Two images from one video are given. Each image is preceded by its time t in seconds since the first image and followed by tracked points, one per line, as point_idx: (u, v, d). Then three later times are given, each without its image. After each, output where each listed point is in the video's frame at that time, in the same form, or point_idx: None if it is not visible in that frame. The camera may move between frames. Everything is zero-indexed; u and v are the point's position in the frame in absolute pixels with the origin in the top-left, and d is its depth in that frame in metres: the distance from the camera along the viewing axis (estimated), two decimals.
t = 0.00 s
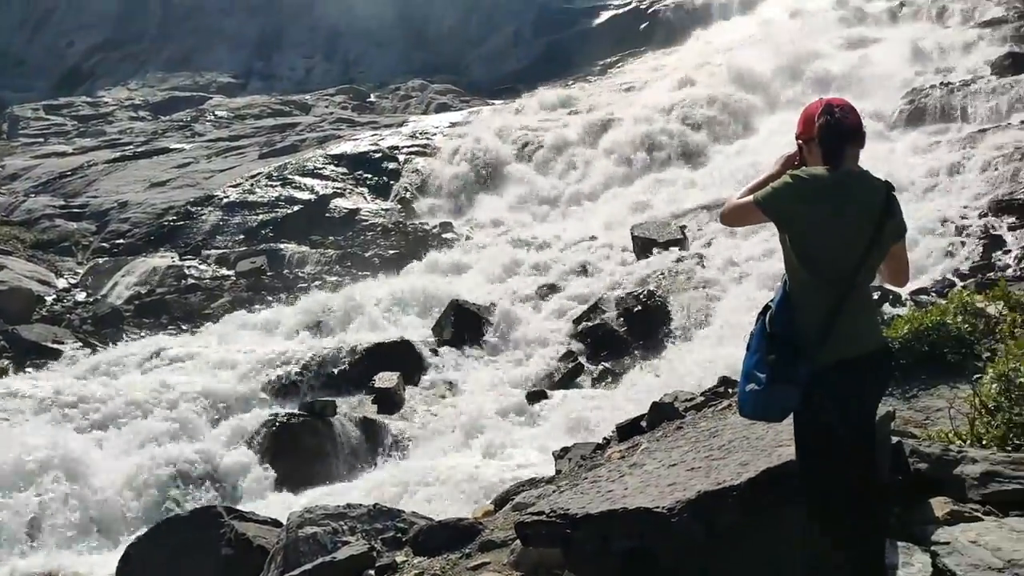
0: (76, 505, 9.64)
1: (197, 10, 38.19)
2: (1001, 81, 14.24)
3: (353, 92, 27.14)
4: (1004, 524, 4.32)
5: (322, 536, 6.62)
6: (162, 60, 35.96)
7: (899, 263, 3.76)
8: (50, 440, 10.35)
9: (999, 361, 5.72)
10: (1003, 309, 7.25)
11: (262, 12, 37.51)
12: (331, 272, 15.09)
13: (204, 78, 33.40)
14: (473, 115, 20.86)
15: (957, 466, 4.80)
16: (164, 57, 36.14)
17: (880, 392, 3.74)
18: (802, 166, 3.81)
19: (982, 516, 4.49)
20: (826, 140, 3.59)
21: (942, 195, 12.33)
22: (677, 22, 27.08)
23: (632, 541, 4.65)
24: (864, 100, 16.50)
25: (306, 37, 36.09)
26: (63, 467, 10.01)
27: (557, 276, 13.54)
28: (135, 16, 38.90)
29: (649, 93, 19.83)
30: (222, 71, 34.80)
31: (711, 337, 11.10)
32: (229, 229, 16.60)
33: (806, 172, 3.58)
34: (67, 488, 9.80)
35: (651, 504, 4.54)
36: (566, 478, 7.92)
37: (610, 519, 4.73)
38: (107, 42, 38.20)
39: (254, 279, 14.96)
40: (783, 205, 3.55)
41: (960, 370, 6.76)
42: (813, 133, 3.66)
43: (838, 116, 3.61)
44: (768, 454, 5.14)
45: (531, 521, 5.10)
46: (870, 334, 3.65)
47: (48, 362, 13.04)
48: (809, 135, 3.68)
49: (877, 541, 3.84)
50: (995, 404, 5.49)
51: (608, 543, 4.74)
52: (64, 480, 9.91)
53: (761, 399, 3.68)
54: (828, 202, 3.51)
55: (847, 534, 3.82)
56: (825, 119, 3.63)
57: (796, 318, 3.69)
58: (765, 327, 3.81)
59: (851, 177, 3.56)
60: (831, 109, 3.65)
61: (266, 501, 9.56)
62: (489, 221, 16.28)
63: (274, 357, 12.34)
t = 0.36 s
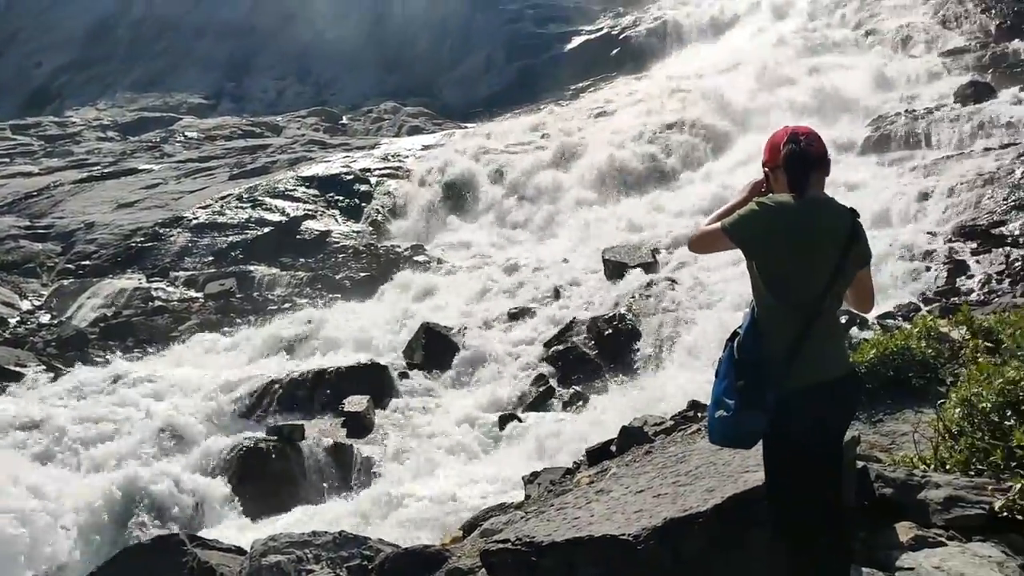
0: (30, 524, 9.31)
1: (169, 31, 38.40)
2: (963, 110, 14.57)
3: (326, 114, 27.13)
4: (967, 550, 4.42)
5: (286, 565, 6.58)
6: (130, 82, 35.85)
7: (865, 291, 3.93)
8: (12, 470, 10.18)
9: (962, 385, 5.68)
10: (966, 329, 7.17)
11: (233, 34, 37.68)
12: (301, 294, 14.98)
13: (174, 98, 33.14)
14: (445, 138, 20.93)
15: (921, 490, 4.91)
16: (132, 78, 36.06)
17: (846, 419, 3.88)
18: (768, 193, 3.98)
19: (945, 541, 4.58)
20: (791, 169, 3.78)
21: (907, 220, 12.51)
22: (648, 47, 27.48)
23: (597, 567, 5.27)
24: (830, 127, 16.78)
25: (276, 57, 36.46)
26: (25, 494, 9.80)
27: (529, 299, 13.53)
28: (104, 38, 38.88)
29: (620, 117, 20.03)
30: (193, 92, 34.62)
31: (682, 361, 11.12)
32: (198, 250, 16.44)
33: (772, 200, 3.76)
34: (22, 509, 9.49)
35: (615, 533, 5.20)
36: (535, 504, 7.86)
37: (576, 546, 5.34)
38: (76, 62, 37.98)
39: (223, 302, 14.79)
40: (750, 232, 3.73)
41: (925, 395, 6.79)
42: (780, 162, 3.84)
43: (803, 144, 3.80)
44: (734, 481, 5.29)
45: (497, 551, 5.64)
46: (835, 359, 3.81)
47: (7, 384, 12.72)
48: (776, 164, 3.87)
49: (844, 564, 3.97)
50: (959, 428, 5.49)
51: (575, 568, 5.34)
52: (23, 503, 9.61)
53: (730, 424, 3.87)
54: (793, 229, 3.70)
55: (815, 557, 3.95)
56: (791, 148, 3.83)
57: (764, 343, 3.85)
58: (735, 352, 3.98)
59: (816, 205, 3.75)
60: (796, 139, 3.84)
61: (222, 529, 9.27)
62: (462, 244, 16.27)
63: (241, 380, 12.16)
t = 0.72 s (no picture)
0: None
1: (148, 52, 38.59)
2: (934, 135, 14.79)
3: (304, 135, 27.17)
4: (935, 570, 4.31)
5: None
6: (107, 101, 35.76)
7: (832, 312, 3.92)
8: None
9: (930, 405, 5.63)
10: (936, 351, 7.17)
11: (212, 55, 37.90)
12: (277, 315, 14.88)
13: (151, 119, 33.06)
14: (423, 160, 21.00)
15: (890, 510, 4.75)
16: (109, 98, 35.98)
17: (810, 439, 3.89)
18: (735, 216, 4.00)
19: (915, 561, 4.47)
20: (755, 191, 3.80)
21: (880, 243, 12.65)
22: (626, 71, 27.80)
23: None
24: (804, 151, 17.00)
25: (256, 78, 36.69)
26: None
27: (505, 320, 13.51)
28: (81, 58, 38.86)
29: (597, 139, 20.18)
30: (171, 112, 34.58)
31: (658, 382, 11.11)
32: (172, 271, 16.33)
33: (736, 222, 3.79)
34: None
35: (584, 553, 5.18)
36: (507, 526, 7.79)
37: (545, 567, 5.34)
38: (53, 81, 37.88)
39: (198, 323, 14.67)
40: (714, 254, 3.76)
41: (894, 416, 6.78)
42: (745, 185, 3.87)
43: (767, 167, 3.81)
44: (704, 501, 5.27)
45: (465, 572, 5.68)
46: (799, 381, 3.81)
47: None
48: (741, 187, 3.89)
49: None
50: (927, 448, 5.42)
51: None
52: None
53: (695, 445, 3.87)
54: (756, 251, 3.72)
55: None
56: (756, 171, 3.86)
57: (729, 363, 3.86)
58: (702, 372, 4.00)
59: (780, 227, 3.77)
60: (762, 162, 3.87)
61: (192, 553, 9.10)
62: (440, 266, 16.27)
63: (212, 401, 12.03)
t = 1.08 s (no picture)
0: None
1: (133, 73, 39.01)
2: (913, 159, 15.02)
3: (288, 156, 27.21)
4: None
5: None
6: (89, 121, 35.73)
7: (812, 335, 3.83)
8: None
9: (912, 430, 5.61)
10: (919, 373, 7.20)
11: (198, 77, 38.59)
12: (261, 335, 14.81)
13: (134, 139, 32.98)
14: (407, 181, 21.08)
15: (871, 533, 4.63)
16: (92, 117, 36.01)
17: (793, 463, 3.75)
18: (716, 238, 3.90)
19: None
20: (736, 215, 3.69)
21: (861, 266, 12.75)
22: (609, 93, 28.11)
23: None
24: (786, 174, 17.16)
25: (241, 99, 37.15)
26: None
27: (489, 341, 13.49)
28: (64, 78, 38.99)
29: (581, 162, 20.35)
30: (154, 132, 34.58)
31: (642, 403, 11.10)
32: (154, 291, 16.24)
33: (717, 245, 3.66)
34: None
35: None
36: (490, 549, 7.71)
37: None
38: (35, 101, 37.80)
39: (179, 343, 14.57)
40: (695, 277, 3.62)
41: (876, 439, 6.78)
42: (725, 207, 3.75)
43: (748, 189, 3.72)
44: (688, 523, 5.28)
45: None
46: (781, 405, 3.69)
47: None
48: (721, 210, 3.78)
49: None
50: (909, 471, 5.37)
51: None
52: None
53: (675, 469, 3.71)
54: (739, 274, 3.59)
55: None
56: (736, 192, 3.74)
57: (710, 388, 3.72)
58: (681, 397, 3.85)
59: (761, 249, 3.66)
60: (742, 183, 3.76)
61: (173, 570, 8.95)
62: (424, 286, 16.26)
63: (192, 422, 11.92)
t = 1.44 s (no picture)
0: None
1: (121, 92, 39.19)
2: (898, 184, 15.18)
3: (277, 178, 27.21)
4: None
5: None
6: (77, 141, 35.76)
7: (802, 366, 3.71)
8: None
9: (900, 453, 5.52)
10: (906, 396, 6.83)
11: (187, 99, 38.92)
12: (247, 358, 14.75)
13: (122, 160, 32.92)
14: (395, 203, 21.11)
15: (860, 558, 4.57)
16: (79, 138, 36.03)
17: (781, 488, 3.79)
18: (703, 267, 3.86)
19: None
20: (725, 244, 3.64)
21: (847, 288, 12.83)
22: (597, 116, 28.33)
23: None
24: (772, 197, 17.30)
25: (231, 120, 37.36)
26: None
27: (477, 364, 13.44)
28: (52, 97, 38.91)
29: (568, 185, 20.45)
30: (141, 153, 34.62)
31: (629, 426, 11.07)
32: (140, 313, 16.13)
33: (705, 274, 3.62)
34: None
35: None
36: None
37: None
38: (22, 121, 37.74)
39: (164, 365, 14.45)
40: (683, 308, 3.57)
41: (863, 464, 6.72)
42: (713, 235, 3.70)
43: (735, 218, 3.66)
44: (675, 549, 5.31)
45: None
46: (768, 429, 3.71)
47: None
48: (710, 237, 3.72)
49: None
50: (896, 495, 5.26)
51: None
52: None
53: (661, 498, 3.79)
54: (725, 304, 3.54)
55: None
56: (725, 220, 3.68)
57: (697, 413, 3.73)
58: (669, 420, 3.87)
59: (749, 278, 3.60)
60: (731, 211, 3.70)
61: None
62: (412, 308, 16.22)
63: (177, 444, 11.80)
